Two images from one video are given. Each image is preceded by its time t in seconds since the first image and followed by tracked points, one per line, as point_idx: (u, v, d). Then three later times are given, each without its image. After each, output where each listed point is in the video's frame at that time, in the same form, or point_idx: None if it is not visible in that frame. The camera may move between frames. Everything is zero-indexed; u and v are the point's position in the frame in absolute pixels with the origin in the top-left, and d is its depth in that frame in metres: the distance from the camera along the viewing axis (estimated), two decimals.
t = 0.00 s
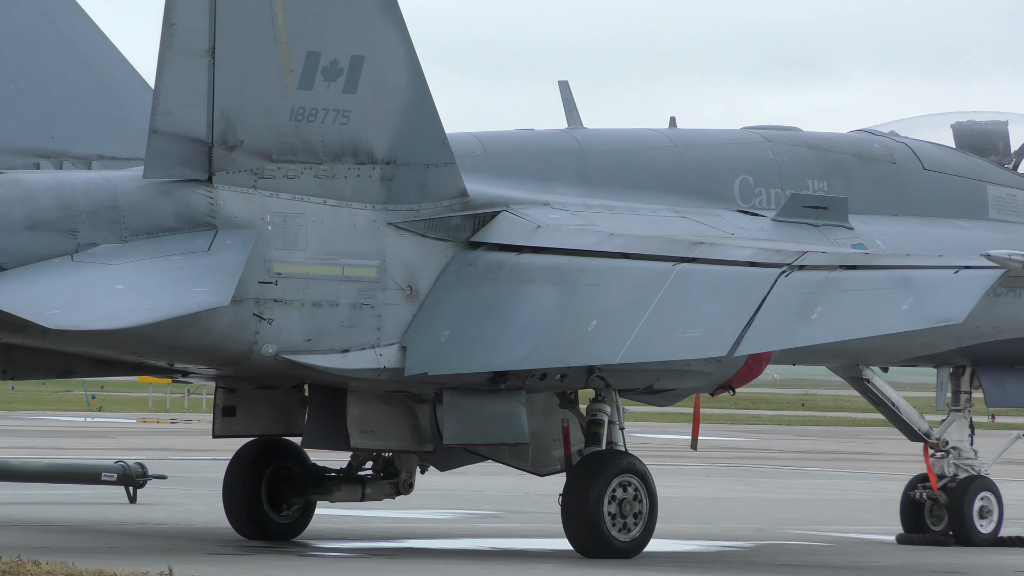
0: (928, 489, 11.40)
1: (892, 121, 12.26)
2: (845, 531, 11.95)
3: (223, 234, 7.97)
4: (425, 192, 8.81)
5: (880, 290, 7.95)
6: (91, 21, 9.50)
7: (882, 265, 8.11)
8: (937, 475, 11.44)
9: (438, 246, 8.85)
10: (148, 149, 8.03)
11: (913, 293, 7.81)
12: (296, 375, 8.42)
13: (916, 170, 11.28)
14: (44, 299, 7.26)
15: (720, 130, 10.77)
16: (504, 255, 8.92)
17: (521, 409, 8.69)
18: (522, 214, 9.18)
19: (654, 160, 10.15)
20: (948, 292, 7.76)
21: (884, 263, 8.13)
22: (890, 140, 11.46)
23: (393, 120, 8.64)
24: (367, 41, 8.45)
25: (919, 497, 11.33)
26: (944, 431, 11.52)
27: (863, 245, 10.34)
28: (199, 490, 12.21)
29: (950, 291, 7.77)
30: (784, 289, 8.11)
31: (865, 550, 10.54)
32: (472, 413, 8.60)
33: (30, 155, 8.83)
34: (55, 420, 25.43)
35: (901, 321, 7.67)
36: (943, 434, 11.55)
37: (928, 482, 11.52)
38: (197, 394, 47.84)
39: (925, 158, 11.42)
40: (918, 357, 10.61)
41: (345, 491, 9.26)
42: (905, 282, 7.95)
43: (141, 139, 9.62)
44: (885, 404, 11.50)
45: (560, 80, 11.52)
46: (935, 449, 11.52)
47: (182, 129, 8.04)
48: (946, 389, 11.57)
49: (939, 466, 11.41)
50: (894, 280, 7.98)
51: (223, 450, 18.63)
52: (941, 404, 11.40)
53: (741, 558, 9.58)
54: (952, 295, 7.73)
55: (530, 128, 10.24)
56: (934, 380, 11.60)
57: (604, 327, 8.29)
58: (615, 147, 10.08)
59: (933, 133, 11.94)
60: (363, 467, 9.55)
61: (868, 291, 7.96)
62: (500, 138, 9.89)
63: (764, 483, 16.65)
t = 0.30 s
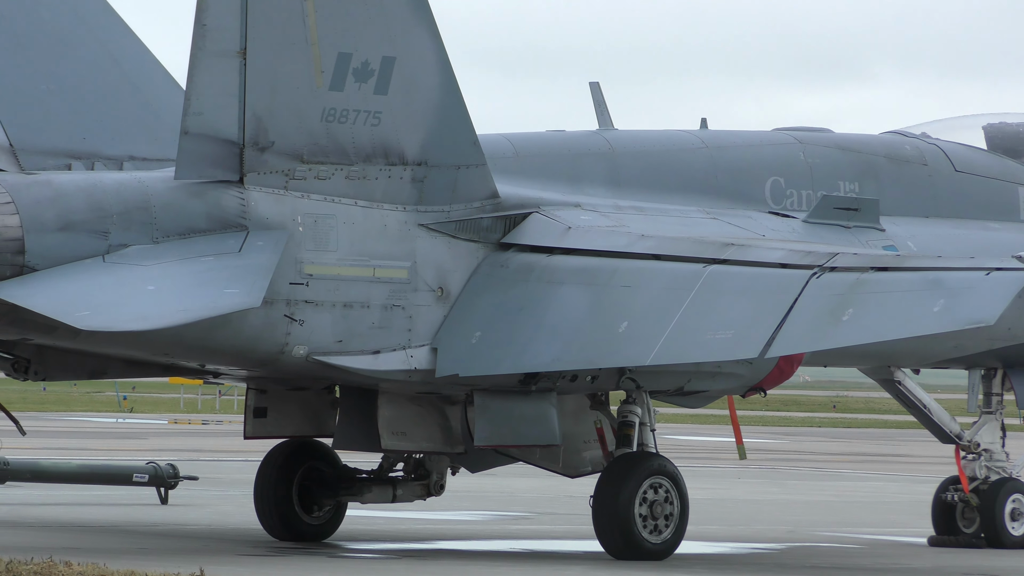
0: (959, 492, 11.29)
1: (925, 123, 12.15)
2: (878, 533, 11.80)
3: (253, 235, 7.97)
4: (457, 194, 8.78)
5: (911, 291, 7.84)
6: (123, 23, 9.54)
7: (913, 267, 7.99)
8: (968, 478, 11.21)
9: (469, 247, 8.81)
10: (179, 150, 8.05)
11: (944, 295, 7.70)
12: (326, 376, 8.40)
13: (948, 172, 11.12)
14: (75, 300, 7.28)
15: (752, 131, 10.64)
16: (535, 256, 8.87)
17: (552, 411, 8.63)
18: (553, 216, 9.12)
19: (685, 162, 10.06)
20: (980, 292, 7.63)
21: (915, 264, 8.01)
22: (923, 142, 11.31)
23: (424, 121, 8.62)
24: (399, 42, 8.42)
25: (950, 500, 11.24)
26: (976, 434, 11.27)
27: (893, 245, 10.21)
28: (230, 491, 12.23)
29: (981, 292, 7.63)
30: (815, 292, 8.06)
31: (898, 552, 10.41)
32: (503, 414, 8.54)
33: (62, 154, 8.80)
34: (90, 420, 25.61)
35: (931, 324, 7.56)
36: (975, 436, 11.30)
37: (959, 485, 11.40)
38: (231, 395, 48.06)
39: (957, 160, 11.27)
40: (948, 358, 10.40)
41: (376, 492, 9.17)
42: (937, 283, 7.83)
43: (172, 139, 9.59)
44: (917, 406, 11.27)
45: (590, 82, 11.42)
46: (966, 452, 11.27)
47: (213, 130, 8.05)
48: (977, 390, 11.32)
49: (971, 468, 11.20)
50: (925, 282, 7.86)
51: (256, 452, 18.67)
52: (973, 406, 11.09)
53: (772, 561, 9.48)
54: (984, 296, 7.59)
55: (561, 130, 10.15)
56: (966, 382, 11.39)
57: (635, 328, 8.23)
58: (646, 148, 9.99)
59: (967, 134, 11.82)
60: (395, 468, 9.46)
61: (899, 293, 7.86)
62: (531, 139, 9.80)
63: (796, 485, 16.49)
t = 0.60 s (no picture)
0: (997, 492, 11.16)
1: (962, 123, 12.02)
2: (914, 534, 11.69)
3: (289, 236, 7.97)
4: (493, 195, 8.75)
5: (950, 292, 7.90)
6: (162, 27, 9.60)
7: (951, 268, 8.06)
8: (1007, 478, 10.94)
9: (505, 248, 8.79)
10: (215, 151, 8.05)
11: (983, 296, 7.78)
12: (362, 377, 8.39)
13: (985, 173, 11.00)
14: (111, 301, 7.26)
15: (788, 132, 10.56)
16: (572, 257, 8.83)
17: (589, 411, 8.57)
18: (590, 216, 9.07)
19: (721, 163, 9.98)
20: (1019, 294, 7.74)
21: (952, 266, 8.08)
22: (959, 143, 11.19)
23: (460, 122, 8.60)
24: (435, 43, 8.39)
25: (988, 500, 11.17)
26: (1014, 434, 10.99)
27: (931, 248, 10.10)
28: (266, 492, 12.25)
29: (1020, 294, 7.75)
30: (852, 290, 8.04)
31: (935, 553, 10.30)
32: (539, 415, 8.50)
33: (99, 156, 8.86)
34: (122, 422, 25.76)
35: (973, 324, 7.63)
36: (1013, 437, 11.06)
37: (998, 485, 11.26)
38: (259, 397, 48.24)
39: (994, 161, 11.15)
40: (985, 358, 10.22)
41: (412, 493, 9.09)
42: (975, 285, 7.91)
43: (209, 141, 9.57)
44: (953, 405, 11.14)
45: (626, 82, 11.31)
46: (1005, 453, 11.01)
47: (250, 132, 8.05)
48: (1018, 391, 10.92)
49: (1008, 470, 10.89)
50: (963, 282, 7.94)
51: (290, 452, 18.71)
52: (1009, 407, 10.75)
53: (808, 562, 9.39)
54: (1023, 297, 7.76)
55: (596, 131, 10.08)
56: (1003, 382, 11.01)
57: (672, 329, 8.17)
58: (681, 149, 9.93)
59: (1004, 134, 11.68)
60: (431, 469, 9.40)
61: (937, 294, 7.91)
62: (567, 139, 9.75)
63: (832, 486, 16.35)
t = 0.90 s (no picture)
0: None
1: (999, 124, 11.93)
2: (952, 536, 11.59)
3: (326, 240, 7.97)
4: (528, 198, 8.75)
5: (987, 295, 7.93)
6: (200, 34, 9.65)
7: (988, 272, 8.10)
8: None
9: (541, 251, 8.76)
10: (252, 154, 8.06)
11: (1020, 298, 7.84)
12: (398, 380, 8.38)
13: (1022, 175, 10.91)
14: (148, 304, 7.24)
15: (823, 135, 10.50)
16: (607, 260, 8.79)
17: (624, 414, 8.54)
18: (625, 219, 9.05)
19: (756, 165, 9.93)
20: None
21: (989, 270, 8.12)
22: (996, 145, 11.11)
23: (496, 125, 8.59)
24: (471, 46, 8.39)
25: None
26: None
27: (968, 250, 10.02)
28: (302, 495, 12.27)
29: None
30: (888, 293, 8.03)
31: (972, 556, 10.21)
32: (575, 418, 8.47)
33: (135, 159, 8.87)
34: (153, 425, 25.90)
35: (1012, 325, 7.66)
36: None
37: None
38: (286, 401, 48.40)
39: None
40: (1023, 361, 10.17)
41: (449, 496, 9.07)
42: (1011, 288, 7.96)
43: (245, 144, 9.59)
44: (989, 408, 11.08)
45: (663, 85, 11.22)
46: None
47: (286, 136, 8.05)
48: None
49: None
50: (1000, 285, 7.98)
51: (323, 455, 18.75)
52: None
53: (845, 565, 9.33)
54: None
55: (631, 134, 10.04)
56: None
57: (708, 332, 8.13)
58: (717, 152, 9.89)
59: None
60: (467, 472, 9.38)
61: (975, 296, 7.93)
62: (603, 142, 9.72)
63: (867, 489, 16.24)
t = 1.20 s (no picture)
0: None
1: None
2: (987, 538, 11.49)
3: (359, 241, 7.96)
4: (561, 199, 8.74)
5: (1020, 297, 7.99)
6: (234, 36, 9.66)
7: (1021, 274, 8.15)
8: None
9: (573, 253, 8.74)
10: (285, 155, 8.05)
11: None
12: (431, 381, 8.37)
13: None
14: (181, 305, 7.24)
15: (856, 136, 10.44)
16: (640, 261, 8.75)
17: (657, 416, 8.51)
18: (658, 220, 9.01)
19: (790, 167, 9.87)
20: None
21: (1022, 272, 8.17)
22: None
23: (529, 126, 8.57)
24: (504, 47, 8.37)
25: None
26: None
27: (1002, 252, 9.94)
28: (335, 496, 12.27)
29: None
30: (922, 293, 8.03)
31: (1007, 558, 10.12)
32: (608, 419, 8.44)
33: (168, 161, 8.88)
34: (182, 425, 26.01)
35: None
36: None
37: None
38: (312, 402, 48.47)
39: None
40: None
41: (481, 498, 9.06)
42: None
43: (278, 145, 9.60)
44: None
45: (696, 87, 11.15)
46: None
47: (319, 137, 8.05)
48: None
49: None
50: None
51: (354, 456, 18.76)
52: None
53: (878, 566, 9.25)
54: None
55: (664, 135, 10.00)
56: None
57: (741, 333, 8.08)
58: (750, 154, 9.84)
59: None
60: (499, 473, 9.35)
61: (1007, 299, 7.98)
62: (635, 144, 9.69)
63: (900, 490, 16.12)
